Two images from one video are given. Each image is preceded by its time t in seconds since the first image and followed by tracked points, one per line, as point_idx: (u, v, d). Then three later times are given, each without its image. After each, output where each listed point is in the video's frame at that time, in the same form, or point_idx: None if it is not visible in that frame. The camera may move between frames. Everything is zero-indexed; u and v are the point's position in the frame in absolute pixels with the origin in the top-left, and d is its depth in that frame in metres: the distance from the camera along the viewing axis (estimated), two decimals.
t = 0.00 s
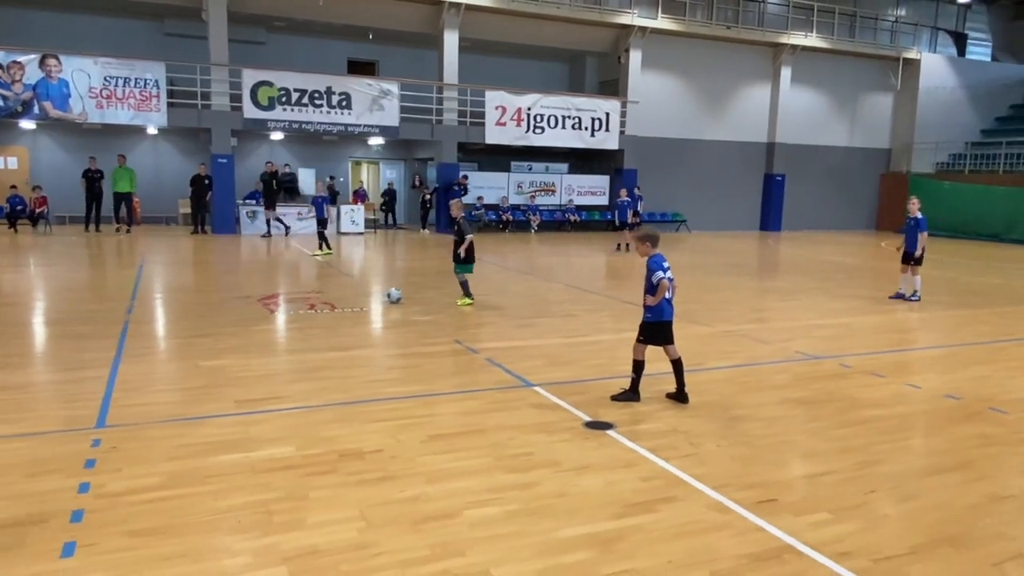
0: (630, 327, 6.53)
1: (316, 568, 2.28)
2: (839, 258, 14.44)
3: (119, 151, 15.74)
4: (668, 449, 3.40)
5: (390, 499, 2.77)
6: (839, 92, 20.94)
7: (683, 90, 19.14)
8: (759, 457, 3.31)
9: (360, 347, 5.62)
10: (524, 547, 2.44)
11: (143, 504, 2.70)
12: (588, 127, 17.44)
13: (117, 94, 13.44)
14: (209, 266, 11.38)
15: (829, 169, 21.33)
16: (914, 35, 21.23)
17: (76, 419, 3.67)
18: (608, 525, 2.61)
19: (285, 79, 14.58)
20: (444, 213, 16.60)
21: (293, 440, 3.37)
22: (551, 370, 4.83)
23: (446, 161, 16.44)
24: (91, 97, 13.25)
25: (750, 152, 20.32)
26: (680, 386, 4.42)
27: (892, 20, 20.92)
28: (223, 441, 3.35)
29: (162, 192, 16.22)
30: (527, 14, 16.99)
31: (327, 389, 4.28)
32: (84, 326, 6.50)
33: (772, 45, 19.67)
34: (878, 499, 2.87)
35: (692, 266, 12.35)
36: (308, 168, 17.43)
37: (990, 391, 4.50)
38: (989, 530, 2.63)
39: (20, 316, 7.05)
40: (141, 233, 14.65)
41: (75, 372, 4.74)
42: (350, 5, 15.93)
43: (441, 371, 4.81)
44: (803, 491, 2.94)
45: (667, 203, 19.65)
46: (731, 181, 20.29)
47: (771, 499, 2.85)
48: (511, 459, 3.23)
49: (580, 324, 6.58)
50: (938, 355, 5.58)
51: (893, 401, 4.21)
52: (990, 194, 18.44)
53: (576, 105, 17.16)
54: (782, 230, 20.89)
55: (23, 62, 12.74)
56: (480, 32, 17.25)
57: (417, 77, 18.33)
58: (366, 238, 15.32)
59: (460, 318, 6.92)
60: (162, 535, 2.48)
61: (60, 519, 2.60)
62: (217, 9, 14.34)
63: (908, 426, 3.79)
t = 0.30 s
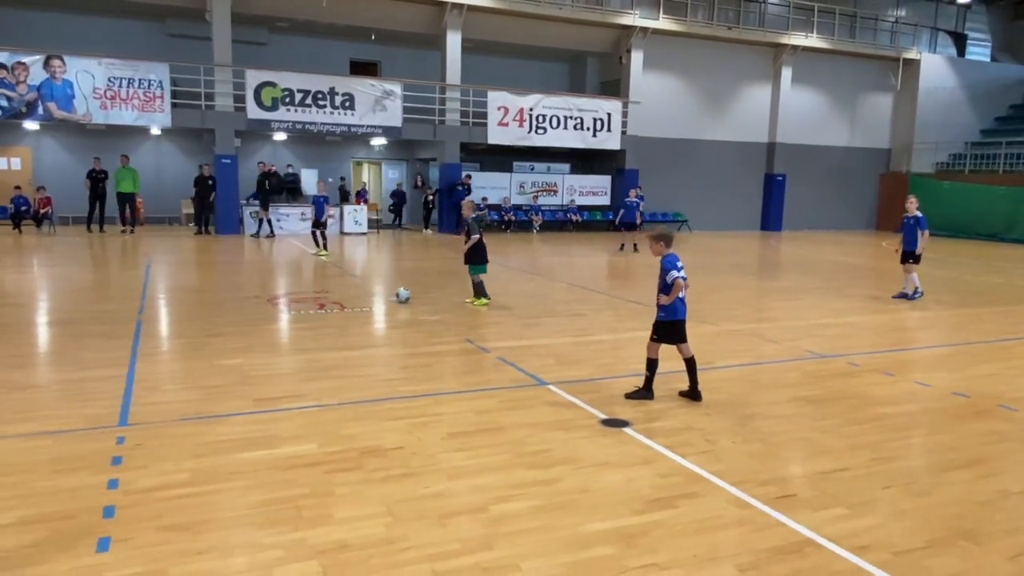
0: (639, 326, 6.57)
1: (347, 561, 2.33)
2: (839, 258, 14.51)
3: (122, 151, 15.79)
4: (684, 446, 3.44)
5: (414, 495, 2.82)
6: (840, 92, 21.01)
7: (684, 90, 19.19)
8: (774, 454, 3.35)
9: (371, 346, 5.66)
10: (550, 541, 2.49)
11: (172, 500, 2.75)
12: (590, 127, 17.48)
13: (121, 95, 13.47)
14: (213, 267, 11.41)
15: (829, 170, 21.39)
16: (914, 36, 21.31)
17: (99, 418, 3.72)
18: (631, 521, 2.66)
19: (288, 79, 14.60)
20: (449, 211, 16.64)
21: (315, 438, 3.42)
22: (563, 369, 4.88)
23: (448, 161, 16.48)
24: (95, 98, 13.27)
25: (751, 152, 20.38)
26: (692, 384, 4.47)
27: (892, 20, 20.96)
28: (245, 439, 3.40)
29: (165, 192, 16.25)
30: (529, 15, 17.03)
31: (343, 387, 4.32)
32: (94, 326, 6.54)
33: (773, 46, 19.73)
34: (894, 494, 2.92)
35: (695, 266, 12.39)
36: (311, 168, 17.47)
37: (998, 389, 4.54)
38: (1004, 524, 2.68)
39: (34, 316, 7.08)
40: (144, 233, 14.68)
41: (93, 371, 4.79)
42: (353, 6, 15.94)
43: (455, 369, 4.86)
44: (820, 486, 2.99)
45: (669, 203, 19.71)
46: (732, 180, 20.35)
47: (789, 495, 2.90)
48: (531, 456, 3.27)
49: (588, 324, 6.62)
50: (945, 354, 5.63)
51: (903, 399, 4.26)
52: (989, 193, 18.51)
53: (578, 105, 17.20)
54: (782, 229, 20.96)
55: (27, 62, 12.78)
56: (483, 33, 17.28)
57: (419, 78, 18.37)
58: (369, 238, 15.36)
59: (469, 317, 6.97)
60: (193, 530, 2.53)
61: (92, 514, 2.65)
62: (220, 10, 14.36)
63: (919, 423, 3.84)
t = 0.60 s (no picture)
0: (650, 326, 6.63)
1: (381, 555, 2.39)
2: (844, 258, 14.56)
3: (130, 153, 15.88)
4: (703, 443, 3.50)
5: (443, 491, 2.89)
6: (844, 93, 21.06)
7: (689, 91, 19.25)
8: (792, 451, 3.41)
9: (386, 345, 5.72)
10: (577, 536, 2.55)
11: (207, 496, 2.82)
12: (594, 128, 17.53)
13: (130, 97, 13.54)
14: (221, 267, 11.45)
15: (833, 170, 21.43)
16: (918, 37, 21.37)
17: (127, 417, 3.81)
18: (655, 515, 2.72)
19: (295, 81, 14.66)
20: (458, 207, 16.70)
21: (340, 435, 3.49)
22: (578, 368, 4.94)
23: (454, 162, 16.54)
24: (104, 99, 13.34)
25: (755, 153, 20.43)
26: (707, 383, 4.53)
27: (896, 21, 21.04)
28: (272, 437, 3.47)
29: (172, 193, 16.33)
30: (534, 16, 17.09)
31: (363, 386, 4.39)
32: (111, 325, 6.62)
33: (777, 47, 19.78)
34: (912, 490, 2.98)
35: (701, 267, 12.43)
36: (317, 169, 17.54)
37: (1009, 388, 4.60)
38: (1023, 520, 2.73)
39: (51, 316, 7.15)
40: (152, 234, 14.75)
41: (115, 371, 4.87)
42: (359, 7, 15.98)
43: (472, 368, 4.92)
44: (839, 482, 3.05)
45: (673, 204, 19.76)
46: (736, 181, 20.39)
47: (809, 491, 2.96)
48: (553, 453, 3.33)
49: (600, 324, 6.68)
50: (956, 353, 5.68)
51: (916, 398, 4.31)
52: (993, 194, 18.54)
53: (582, 107, 17.25)
54: (786, 230, 21.00)
55: (36, 64, 12.87)
56: (489, 34, 17.33)
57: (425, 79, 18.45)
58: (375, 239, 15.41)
59: (481, 317, 7.03)
60: (229, 524, 2.60)
61: (129, 510, 2.73)
62: (228, 12, 14.43)
63: (933, 421, 3.89)
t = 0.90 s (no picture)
0: (661, 327, 6.66)
1: (406, 550, 2.43)
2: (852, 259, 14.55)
3: (139, 155, 15.98)
4: (719, 442, 3.53)
5: (464, 489, 2.92)
6: (851, 94, 21.05)
7: (696, 93, 19.27)
8: (808, 451, 3.44)
9: (399, 346, 5.76)
10: (599, 533, 2.58)
11: (232, 493, 2.88)
12: (602, 130, 17.55)
13: (140, 99, 13.63)
14: (231, 268, 11.51)
15: (840, 171, 21.41)
16: (925, 38, 21.36)
17: (148, 416, 3.87)
18: (674, 513, 2.75)
19: (304, 83, 14.72)
20: (468, 207, 16.80)
21: (360, 434, 3.53)
22: (591, 369, 4.97)
23: (462, 164, 16.60)
24: (115, 101, 13.43)
25: (762, 154, 20.43)
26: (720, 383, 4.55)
27: (903, 22, 21.05)
28: (293, 435, 3.52)
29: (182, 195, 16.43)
30: (541, 18, 17.15)
31: (380, 386, 4.43)
32: (125, 325, 6.67)
33: (784, 48, 19.78)
34: (928, 489, 3.00)
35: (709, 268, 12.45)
36: (326, 171, 17.61)
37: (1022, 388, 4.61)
38: None
39: (64, 316, 7.18)
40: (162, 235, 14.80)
41: (135, 370, 4.93)
42: (368, 10, 16.06)
43: (486, 368, 4.96)
44: (856, 481, 3.08)
45: (680, 205, 19.77)
46: (743, 182, 20.39)
47: (827, 489, 2.99)
48: (571, 451, 3.37)
49: (612, 324, 6.70)
50: (967, 354, 5.69)
51: (929, 398, 4.34)
52: (1001, 195, 18.49)
53: (590, 108, 17.28)
54: (794, 231, 20.97)
55: (48, 67, 12.92)
56: (497, 36, 17.37)
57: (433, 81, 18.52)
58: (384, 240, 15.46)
59: (493, 317, 7.07)
60: (256, 520, 2.65)
61: (157, 506, 2.78)
62: (237, 14, 14.52)
63: (948, 422, 3.91)
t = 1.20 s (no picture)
0: (672, 327, 6.69)
1: (422, 546, 2.47)
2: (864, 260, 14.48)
3: (153, 156, 16.12)
4: (731, 442, 3.55)
5: (477, 486, 2.96)
6: (862, 95, 20.97)
7: (706, 94, 19.25)
8: (819, 450, 3.45)
9: (411, 345, 5.81)
10: (611, 530, 2.61)
11: (249, 489, 2.92)
12: (612, 131, 17.55)
13: (154, 101, 13.76)
14: (243, 269, 11.57)
15: (851, 172, 21.32)
16: (937, 38, 21.26)
17: (165, 413, 3.93)
18: (687, 511, 2.78)
19: (316, 85, 14.81)
20: (480, 212, 16.83)
21: (374, 432, 3.57)
22: (603, 368, 4.99)
23: (473, 165, 16.65)
24: (129, 104, 13.56)
25: (773, 155, 20.38)
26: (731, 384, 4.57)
27: (915, 23, 20.96)
28: (307, 433, 3.56)
29: (195, 196, 16.56)
30: (552, 20, 17.20)
31: (392, 385, 4.47)
32: (140, 325, 6.74)
33: (795, 49, 19.74)
34: (940, 488, 3.01)
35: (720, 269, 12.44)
36: (338, 173, 17.71)
37: None
38: None
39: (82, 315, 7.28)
40: (174, 236, 14.92)
41: (152, 369, 5.00)
42: (378, 12, 16.13)
43: (498, 367, 5.00)
44: (867, 480, 3.09)
45: (690, 207, 19.74)
46: (754, 183, 20.35)
47: (838, 488, 3.00)
48: (583, 450, 3.39)
49: (623, 325, 6.73)
50: (979, 355, 5.68)
51: (941, 398, 4.34)
52: (1014, 196, 18.34)
53: (600, 109, 17.29)
54: (804, 232, 20.90)
55: (63, 70, 13.07)
56: (507, 38, 17.44)
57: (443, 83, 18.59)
58: (394, 241, 15.50)
59: (504, 318, 7.11)
60: (274, 516, 2.69)
61: (176, 502, 2.83)
62: (250, 17, 14.63)
63: (959, 422, 3.91)
